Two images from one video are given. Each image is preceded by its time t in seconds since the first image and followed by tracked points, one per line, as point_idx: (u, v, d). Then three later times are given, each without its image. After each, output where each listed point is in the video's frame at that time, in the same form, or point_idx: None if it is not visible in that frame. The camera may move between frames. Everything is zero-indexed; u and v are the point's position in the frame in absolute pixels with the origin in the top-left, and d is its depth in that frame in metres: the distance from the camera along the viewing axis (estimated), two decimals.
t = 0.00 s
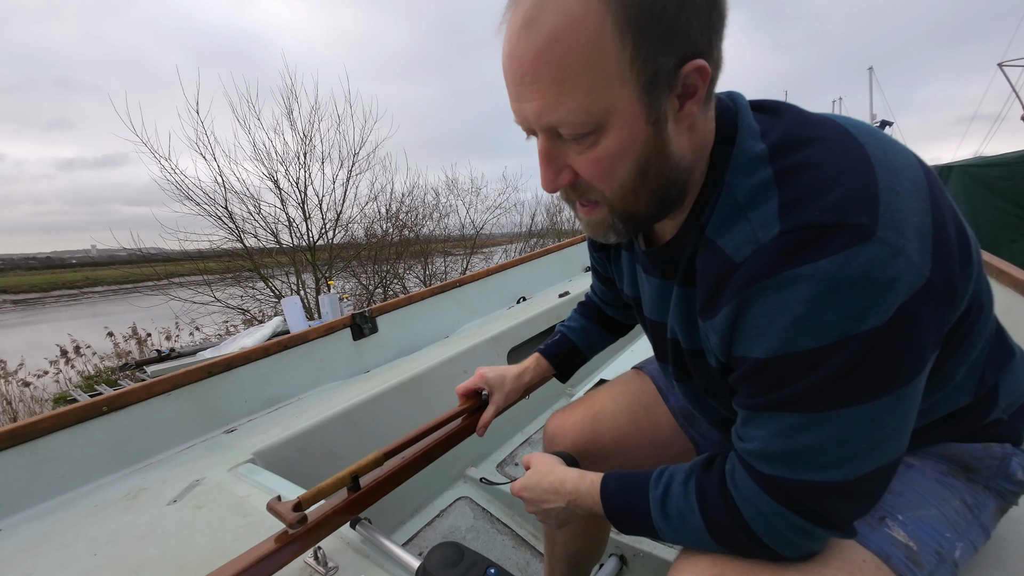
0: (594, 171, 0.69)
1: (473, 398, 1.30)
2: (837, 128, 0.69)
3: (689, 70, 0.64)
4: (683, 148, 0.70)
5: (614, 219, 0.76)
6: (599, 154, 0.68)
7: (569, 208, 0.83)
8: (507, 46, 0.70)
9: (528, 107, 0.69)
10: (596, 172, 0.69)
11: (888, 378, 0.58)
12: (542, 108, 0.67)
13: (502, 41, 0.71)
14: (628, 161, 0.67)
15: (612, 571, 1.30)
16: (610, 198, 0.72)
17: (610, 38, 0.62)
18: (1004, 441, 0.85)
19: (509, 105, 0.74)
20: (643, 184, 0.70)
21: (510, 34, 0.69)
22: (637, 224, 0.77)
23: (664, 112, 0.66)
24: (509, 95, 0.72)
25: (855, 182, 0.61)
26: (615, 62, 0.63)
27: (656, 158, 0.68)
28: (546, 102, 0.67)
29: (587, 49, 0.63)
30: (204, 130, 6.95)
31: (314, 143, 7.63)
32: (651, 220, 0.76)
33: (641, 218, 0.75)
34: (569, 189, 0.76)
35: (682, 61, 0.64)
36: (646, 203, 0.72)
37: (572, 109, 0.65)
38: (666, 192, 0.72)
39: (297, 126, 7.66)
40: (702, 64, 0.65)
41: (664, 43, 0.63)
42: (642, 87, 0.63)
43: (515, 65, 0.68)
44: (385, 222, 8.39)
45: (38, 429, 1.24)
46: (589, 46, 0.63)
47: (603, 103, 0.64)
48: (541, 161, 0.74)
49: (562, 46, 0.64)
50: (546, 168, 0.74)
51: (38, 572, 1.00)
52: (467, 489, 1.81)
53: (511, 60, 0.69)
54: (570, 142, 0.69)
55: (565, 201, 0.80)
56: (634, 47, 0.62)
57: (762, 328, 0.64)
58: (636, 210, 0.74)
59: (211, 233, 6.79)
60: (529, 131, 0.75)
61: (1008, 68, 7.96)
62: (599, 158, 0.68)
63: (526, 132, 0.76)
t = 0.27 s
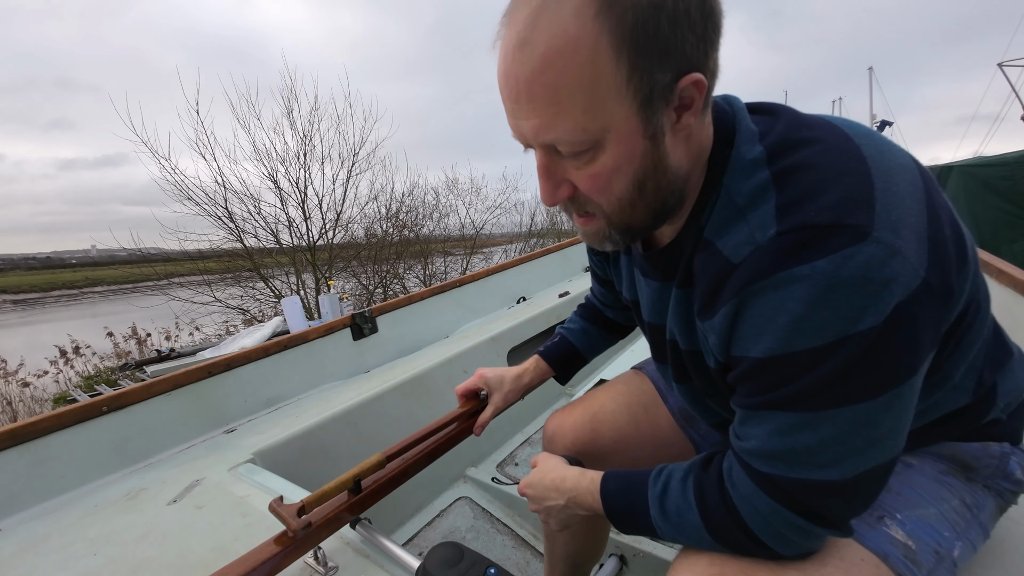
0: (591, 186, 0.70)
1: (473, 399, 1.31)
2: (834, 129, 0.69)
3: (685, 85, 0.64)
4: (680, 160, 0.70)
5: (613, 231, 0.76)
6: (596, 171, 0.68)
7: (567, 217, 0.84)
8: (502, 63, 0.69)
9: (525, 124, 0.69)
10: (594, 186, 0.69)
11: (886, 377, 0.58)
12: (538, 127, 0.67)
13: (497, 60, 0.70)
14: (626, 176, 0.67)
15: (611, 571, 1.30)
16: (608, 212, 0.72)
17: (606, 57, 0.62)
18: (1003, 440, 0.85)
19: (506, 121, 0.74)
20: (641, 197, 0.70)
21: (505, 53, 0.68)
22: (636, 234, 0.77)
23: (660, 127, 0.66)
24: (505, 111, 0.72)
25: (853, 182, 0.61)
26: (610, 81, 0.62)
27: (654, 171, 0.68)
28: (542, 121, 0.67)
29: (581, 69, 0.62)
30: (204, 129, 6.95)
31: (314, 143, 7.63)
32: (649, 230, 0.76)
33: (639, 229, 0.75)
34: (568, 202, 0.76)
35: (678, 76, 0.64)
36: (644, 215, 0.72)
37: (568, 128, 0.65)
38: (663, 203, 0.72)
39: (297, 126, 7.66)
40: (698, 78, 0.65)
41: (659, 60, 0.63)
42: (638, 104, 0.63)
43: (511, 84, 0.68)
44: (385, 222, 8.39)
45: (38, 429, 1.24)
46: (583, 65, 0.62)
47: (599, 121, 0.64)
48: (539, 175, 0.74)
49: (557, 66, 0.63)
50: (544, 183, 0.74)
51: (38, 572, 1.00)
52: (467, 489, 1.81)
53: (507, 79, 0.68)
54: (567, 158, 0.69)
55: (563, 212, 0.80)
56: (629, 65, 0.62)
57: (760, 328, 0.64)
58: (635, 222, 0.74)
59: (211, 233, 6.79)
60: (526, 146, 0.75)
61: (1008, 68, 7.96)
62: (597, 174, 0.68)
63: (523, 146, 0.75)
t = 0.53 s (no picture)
0: (591, 191, 0.70)
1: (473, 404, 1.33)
2: (831, 129, 0.69)
3: (685, 90, 0.64)
4: (680, 164, 0.70)
5: (613, 236, 0.76)
6: (597, 177, 0.68)
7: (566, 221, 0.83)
8: (502, 70, 0.69)
9: (525, 130, 0.69)
10: (594, 192, 0.69)
11: (884, 376, 0.58)
12: (538, 133, 0.67)
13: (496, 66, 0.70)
14: (626, 181, 0.67)
15: (612, 571, 1.30)
16: (608, 217, 0.72)
17: (606, 64, 0.62)
18: (1003, 440, 0.85)
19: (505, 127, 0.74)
20: (641, 202, 0.70)
21: (504, 60, 0.68)
22: (636, 238, 0.77)
23: (660, 132, 0.66)
24: (505, 118, 0.72)
25: (851, 182, 0.61)
26: (611, 87, 0.62)
27: (654, 176, 0.68)
28: (542, 128, 0.67)
29: (581, 76, 0.62)
30: (204, 129, 6.95)
31: (314, 143, 7.63)
32: (648, 233, 0.76)
33: (638, 232, 0.75)
34: (568, 207, 0.76)
35: (678, 81, 0.64)
36: (644, 219, 0.72)
37: (568, 135, 0.65)
38: (663, 208, 0.72)
39: (297, 126, 7.66)
40: (698, 83, 0.65)
41: (660, 66, 0.62)
42: (638, 110, 0.63)
43: (511, 90, 0.68)
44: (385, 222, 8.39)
45: (38, 428, 1.24)
46: (584, 73, 0.62)
47: (599, 128, 0.64)
48: (539, 180, 0.74)
49: (557, 73, 0.63)
50: (545, 189, 0.74)
51: (38, 572, 1.00)
52: (467, 489, 1.81)
53: (507, 85, 0.68)
54: (568, 164, 0.69)
55: (563, 216, 0.80)
56: (629, 72, 0.62)
57: (759, 328, 0.64)
58: (635, 227, 0.74)
59: (211, 233, 6.78)
60: (525, 151, 0.75)
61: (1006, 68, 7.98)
62: (597, 179, 0.68)
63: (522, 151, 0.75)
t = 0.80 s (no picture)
0: (589, 193, 0.70)
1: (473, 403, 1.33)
2: (829, 129, 0.69)
3: (683, 92, 0.64)
4: (677, 165, 0.70)
5: (611, 237, 0.76)
6: (595, 178, 0.68)
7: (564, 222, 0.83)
8: (499, 73, 0.69)
9: (522, 133, 0.69)
10: (592, 193, 0.69)
11: (882, 376, 0.58)
12: (536, 135, 0.67)
13: (493, 68, 0.70)
14: (624, 183, 0.67)
15: (612, 571, 1.30)
16: (606, 218, 0.72)
17: (603, 66, 0.62)
18: (1002, 439, 0.85)
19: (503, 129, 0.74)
20: (639, 203, 0.70)
21: (501, 63, 0.68)
22: (634, 240, 0.77)
23: (657, 134, 0.66)
24: (502, 120, 0.72)
25: (849, 182, 0.61)
26: (608, 89, 0.62)
27: (651, 177, 0.68)
28: (540, 130, 0.67)
29: (578, 78, 0.62)
30: (204, 129, 6.95)
31: (314, 143, 7.63)
32: (646, 234, 0.76)
33: (636, 233, 0.75)
34: (565, 209, 0.76)
35: (675, 83, 0.64)
36: (642, 220, 0.72)
37: (566, 137, 0.65)
38: (661, 209, 0.72)
39: (297, 126, 7.66)
40: (695, 85, 0.65)
41: (657, 68, 0.63)
42: (635, 112, 0.63)
43: (508, 93, 0.68)
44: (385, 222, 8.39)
45: (37, 429, 1.24)
46: (581, 75, 0.62)
47: (597, 129, 0.64)
48: (537, 182, 0.74)
49: (554, 75, 0.63)
50: (543, 190, 0.74)
51: (38, 572, 1.00)
52: (467, 489, 1.81)
53: (504, 88, 0.68)
54: (565, 165, 0.69)
55: (561, 217, 0.80)
56: (626, 74, 0.62)
57: (757, 328, 0.64)
58: (633, 228, 0.74)
59: (211, 233, 6.78)
60: (523, 153, 0.75)
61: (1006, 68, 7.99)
62: (595, 181, 0.68)
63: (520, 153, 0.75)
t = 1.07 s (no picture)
0: (589, 191, 0.70)
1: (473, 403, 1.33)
2: (828, 129, 0.69)
3: (683, 91, 0.64)
4: (677, 164, 0.70)
5: (611, 236, 0.76)
6: (594, 177, 0.68)
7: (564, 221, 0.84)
8: (499, 71, 0.69)
9: (522, 131, 0.69)
10: (591, 192, 0.69)
11: (882, 376, 0.58)
12: (536, 133, 0.67)
13: (493, 66, 0.70)
14: (623, 182, 0.67)
15: (612, 571, 1.30)
16: (605, 217, 0.72)
17: (603, 65, 0.62)
18: (1002, 439, 0.85)
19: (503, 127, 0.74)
20: (638, 203, 0.70)
21: (502, 61, 0.68)
22: (634, 239, 0.77)
23: (657, 133, 0.66)
24: (502, 118, 0.72)
25: (849, 182, 0.61)
26: (608, 88, 0.62)
27: (651, 176, 0.68)
28: (540, 128, 0.67)
29: (578, 76, 0.62)
30: (204, 129, 6.96)
31: (314, 143, 7.63)
32: (646, 234, 0.76)
33: (636, 233, 0.75)
34: (565, 207, 0.76)
35: (675, 82, 0.64)
36: (641, 219, 0.72)
37: (565, 135, 0.65)
38: (661, 208, 0.72)
39: (297, 126, 7.67)
40: (695, 84, 0.65)
41: (657, 67, 0.62)
42: (635, 111, 0.63)
43: (508, 90, 0.68)
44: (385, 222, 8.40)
45: (37, 429, 1.24)
46: (581, 73, 0.62)
47: (597, 128, 0.64)
48: (537, 181, 0.74)
49: (554, 73, 0.63)
50: (542, 189, 0.74)
51: (37, 572, 1.00)
52: (467, 489, 1.81)
53: (504, 86, 0.68)
54: (565, 164, 0.69)
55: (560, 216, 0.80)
56: (626, 73, 0.62)
57: (756, 328, 0.64)
58: (633, 227, 0.74)
59: (211, 233, 6.78)
60: (523, 150, 0.75)
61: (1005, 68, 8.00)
62: (594, 179, 0.68)
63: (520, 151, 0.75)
